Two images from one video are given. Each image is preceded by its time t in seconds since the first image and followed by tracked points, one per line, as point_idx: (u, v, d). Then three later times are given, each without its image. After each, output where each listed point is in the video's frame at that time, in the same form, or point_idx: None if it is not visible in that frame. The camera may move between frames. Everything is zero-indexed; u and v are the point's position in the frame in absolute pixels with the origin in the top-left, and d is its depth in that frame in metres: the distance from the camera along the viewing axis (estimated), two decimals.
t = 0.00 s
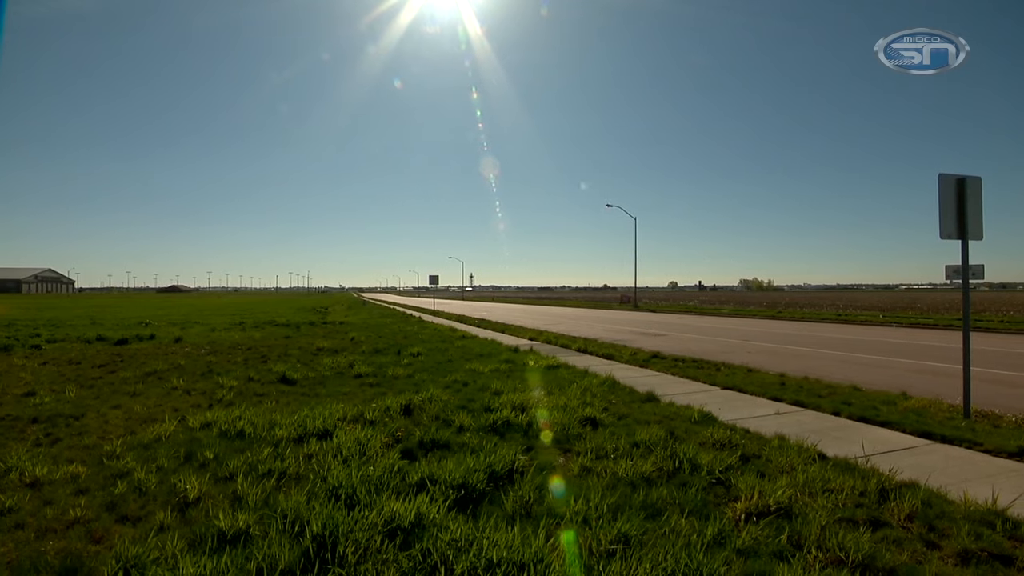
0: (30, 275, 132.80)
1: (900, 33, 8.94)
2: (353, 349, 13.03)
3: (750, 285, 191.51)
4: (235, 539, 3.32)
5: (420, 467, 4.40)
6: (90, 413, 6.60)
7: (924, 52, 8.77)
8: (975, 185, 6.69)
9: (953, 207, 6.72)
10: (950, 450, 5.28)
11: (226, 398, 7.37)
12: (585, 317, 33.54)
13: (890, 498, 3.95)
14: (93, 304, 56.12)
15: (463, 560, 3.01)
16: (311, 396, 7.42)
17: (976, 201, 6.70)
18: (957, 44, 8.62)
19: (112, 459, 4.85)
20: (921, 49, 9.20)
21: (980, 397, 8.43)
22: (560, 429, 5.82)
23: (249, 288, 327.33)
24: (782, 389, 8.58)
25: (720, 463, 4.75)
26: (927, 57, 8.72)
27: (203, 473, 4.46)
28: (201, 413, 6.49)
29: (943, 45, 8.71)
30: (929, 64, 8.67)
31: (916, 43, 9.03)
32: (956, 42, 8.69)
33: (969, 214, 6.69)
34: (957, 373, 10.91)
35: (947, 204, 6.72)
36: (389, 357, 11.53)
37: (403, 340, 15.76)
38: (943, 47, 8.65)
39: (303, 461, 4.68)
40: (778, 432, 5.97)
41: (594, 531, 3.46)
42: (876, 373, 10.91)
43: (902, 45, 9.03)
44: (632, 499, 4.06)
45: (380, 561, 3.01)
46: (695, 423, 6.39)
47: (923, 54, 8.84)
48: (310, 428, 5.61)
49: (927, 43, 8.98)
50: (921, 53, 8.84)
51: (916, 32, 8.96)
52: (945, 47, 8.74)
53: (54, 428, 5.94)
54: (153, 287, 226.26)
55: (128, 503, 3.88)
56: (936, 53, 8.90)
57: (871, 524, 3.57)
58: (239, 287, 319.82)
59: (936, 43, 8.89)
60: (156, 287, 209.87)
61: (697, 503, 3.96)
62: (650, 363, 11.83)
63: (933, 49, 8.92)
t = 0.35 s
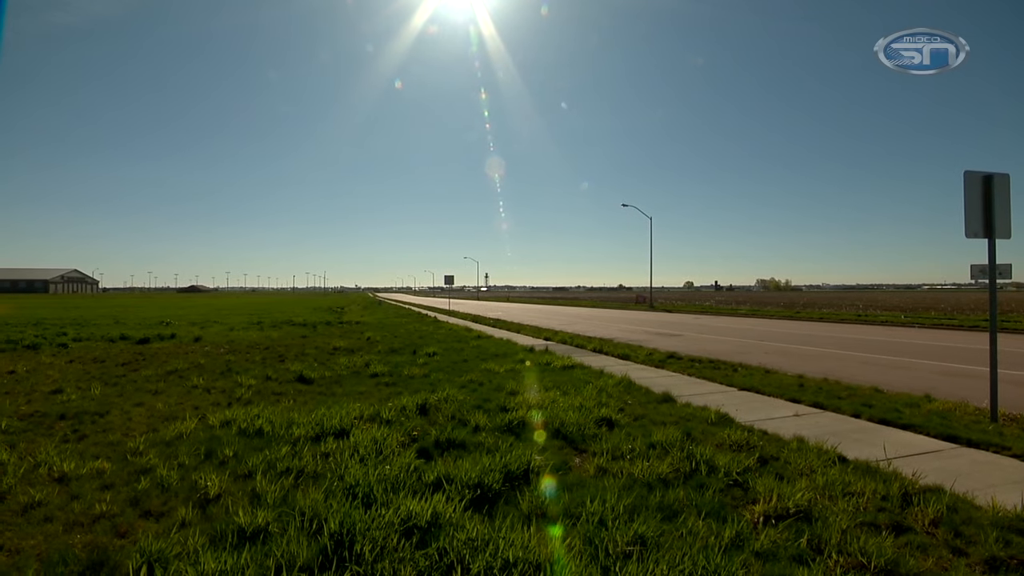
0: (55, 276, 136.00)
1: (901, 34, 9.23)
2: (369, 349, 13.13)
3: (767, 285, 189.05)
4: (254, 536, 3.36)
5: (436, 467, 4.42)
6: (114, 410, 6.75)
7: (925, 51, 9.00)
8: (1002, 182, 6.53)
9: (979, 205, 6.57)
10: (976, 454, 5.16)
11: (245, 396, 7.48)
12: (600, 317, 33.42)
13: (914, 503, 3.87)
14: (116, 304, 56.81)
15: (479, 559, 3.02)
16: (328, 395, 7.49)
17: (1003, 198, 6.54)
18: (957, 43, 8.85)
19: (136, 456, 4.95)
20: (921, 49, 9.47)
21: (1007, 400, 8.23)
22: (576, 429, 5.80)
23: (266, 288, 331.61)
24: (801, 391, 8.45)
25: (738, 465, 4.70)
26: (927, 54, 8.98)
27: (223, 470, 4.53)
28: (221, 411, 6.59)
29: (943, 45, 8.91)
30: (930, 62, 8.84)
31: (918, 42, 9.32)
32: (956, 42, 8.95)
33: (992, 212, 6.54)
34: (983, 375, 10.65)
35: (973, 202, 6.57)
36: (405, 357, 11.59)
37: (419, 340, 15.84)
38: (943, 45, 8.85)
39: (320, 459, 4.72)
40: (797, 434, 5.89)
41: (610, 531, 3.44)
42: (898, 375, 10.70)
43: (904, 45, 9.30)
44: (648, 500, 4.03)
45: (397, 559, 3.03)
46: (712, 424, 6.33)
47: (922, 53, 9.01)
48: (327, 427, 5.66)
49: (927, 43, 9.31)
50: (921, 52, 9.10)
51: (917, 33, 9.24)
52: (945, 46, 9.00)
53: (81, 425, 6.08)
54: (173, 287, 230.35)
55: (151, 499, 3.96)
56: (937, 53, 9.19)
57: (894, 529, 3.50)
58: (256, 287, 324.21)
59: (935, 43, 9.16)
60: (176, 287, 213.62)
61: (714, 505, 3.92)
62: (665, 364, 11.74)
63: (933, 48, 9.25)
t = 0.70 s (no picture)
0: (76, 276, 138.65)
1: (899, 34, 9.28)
2: (382, 349, 13.22)
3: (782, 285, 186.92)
4: (270, 534, 3.40)
5: (449, 467, 4.43)
6: (133, 408, 6.87)
7: (924, 51, 9.08)
8: None
9: (1003, 204, 6.43)
10: (999, 458, 5.05)
11: (260, 395, 7.57)
12: (612, 317, 33.32)
13: (934, 507, 3.79)
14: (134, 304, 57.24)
15: (493, 559, 3.02)
16: (342, 395, 7.54)
17: None
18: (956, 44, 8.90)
19: (155, 453, 5.03)
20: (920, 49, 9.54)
21: None
22: (589, 430, 5.78)
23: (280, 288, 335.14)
24: (817, 392, 8.33)
25: (753, 467, 4.65)
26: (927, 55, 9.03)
27: (240, 468, 4.59)
28: (237, 410, 6.67)
29: (943, 45, 8.94)
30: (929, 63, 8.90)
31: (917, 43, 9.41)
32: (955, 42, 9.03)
33: (1010, 209, 6.41)
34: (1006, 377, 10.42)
35: (997, 201, 6.43)
36: (418, 356, 11.63)
37: (432, 340, 15.89)
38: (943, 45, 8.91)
39: (334, 458, 4.76)
40: (813, 436, 5.81)
41: (624, 532, 3.43)
42: (917, 377, 10.52)
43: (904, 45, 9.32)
44: (662, 501, 4.00)
45: (411, 558, 3.04)
46: (726, 425, 6.27)
47: (923, 54, 9.02)
48: (341, 426, 5.71)
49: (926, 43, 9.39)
50: (920, 52, 9.14)
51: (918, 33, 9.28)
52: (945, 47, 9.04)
53: (102, 422, 6.19)
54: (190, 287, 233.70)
55: (169, 496, 4.02)
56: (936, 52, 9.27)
57: (914, 534, 3.44)
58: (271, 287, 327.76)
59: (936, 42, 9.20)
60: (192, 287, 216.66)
61: (729, 507, 3.88)
62: (679, 364, 11.65)
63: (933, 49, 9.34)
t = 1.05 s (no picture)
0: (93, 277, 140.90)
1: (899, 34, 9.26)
2: (394, 348, 13.29)
3: (795, 285, 184.96)
4: (284, 531, 3.43)
5: (461, 466, 4.44)
6: (150, 406, 6.98)
7: (924, 51, 9.06)
8: None
9: None
10: (1019, 462, 4.94)
11: (274, 394, 7.64)
12: (623, 317, 33.19)
13: (954, 511, 3.73)
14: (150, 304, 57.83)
15: (505, 559, 3.02)
16: (354, 394, 7.59)
17: None
18: (956, 43, 8.88)
19: (171, 451, 5.10)
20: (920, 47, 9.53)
21: None
22: (601, 430, 5.76)
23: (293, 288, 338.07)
24: (832, 393, 8.23)
25: (767, 468, 4.60)
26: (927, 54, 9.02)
27: (254, 466, 4.63)
28: (250, 409, 6.74)
29: (943, 45, 8.87)
30: (930, 64, 8.90)
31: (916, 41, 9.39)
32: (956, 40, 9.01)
33: (1023, 205, 6.32)
34: None
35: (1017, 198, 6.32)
36: (429, 356, 11.67)
37: (443, 340, 15.92)
38: (944, 45, 8.90)
39: (347, 457, 4.79)
40: (828, 437, 5.74)
41: (637, 533, 3.41)
42: (935, 378, 10.35)
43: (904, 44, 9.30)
44: (675, 502, 3.98)
45: (423, 557, 3.05)
46: (739, 426, 6.21)
47: (923, 54, 8.98)
48: (354, 425, 5.74)
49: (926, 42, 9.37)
50: (920, 52, 9.12)
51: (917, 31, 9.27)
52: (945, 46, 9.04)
53: (119, 420, 6.29)
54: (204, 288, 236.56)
55: (185, 493, 4.07)
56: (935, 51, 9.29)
57: (933, 538, 3.38)
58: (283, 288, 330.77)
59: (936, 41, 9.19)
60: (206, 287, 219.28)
61: (742, 508, 3.85)
62: (691, 365, 11.58)
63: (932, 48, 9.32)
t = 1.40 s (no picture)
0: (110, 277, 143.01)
1: (901, 34, 9.43)
2: (406, 348, 13.34)
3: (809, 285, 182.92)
4: (297, 530, 3.46)
5: (473, 466, 4.45)
6: (166, 405, 7.07)
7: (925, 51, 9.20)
8: None
9: None
10: None
11: (286, 393, 7.70)
12: (634, 317, 33.05)
13: (974, 515, 3.66)
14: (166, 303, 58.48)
15: (517, 559, 3.02)
16: (366, 393, 7.63)
17: None
18: (956, 43, 9.11)
19: (187, 449, 5.16)
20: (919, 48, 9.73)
21: None
22: (613, 431, 5.74)
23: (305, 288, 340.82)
24: (847, 394, 8.13)
25: (780, 470, 4.55)
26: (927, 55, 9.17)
27: (268, 465, 4.67)
28: (264, 408, 6.81)
29: (943, 46, 8.77)
30: (929, 64, 8.98)
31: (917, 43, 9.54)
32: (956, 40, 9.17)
33: None
34: None
35: None
36: (441, 356, 11.69)
37: (454, 340, 15.95)
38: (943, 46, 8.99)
39: (359, 456, 4.81)
40: (843, 439, 5.67)
41: (649, 535, 3.39)
42: (954, 380, 10.16)
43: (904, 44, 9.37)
44: (687, 503, 3.95)
45: (436, 556, 3.06)
46: (752, 428, 6.16)
47: (922, 55, 8.88)
48: (366, 425, 5.77)
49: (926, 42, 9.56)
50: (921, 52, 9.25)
51: (916, 32, 9.39)
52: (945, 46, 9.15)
53: (136, 418, 6.39)
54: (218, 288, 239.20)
55: (201, 491, 4.12)
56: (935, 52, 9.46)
57: (952, 542, 3.33)
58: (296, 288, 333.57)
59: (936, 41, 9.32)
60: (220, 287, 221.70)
61: (756, 510, 3.81)
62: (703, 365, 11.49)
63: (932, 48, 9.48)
